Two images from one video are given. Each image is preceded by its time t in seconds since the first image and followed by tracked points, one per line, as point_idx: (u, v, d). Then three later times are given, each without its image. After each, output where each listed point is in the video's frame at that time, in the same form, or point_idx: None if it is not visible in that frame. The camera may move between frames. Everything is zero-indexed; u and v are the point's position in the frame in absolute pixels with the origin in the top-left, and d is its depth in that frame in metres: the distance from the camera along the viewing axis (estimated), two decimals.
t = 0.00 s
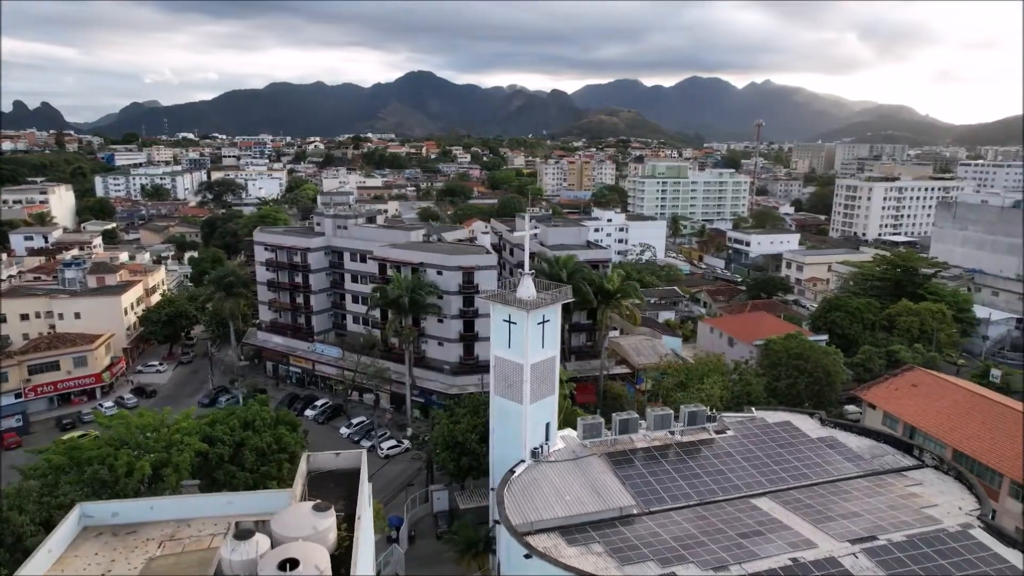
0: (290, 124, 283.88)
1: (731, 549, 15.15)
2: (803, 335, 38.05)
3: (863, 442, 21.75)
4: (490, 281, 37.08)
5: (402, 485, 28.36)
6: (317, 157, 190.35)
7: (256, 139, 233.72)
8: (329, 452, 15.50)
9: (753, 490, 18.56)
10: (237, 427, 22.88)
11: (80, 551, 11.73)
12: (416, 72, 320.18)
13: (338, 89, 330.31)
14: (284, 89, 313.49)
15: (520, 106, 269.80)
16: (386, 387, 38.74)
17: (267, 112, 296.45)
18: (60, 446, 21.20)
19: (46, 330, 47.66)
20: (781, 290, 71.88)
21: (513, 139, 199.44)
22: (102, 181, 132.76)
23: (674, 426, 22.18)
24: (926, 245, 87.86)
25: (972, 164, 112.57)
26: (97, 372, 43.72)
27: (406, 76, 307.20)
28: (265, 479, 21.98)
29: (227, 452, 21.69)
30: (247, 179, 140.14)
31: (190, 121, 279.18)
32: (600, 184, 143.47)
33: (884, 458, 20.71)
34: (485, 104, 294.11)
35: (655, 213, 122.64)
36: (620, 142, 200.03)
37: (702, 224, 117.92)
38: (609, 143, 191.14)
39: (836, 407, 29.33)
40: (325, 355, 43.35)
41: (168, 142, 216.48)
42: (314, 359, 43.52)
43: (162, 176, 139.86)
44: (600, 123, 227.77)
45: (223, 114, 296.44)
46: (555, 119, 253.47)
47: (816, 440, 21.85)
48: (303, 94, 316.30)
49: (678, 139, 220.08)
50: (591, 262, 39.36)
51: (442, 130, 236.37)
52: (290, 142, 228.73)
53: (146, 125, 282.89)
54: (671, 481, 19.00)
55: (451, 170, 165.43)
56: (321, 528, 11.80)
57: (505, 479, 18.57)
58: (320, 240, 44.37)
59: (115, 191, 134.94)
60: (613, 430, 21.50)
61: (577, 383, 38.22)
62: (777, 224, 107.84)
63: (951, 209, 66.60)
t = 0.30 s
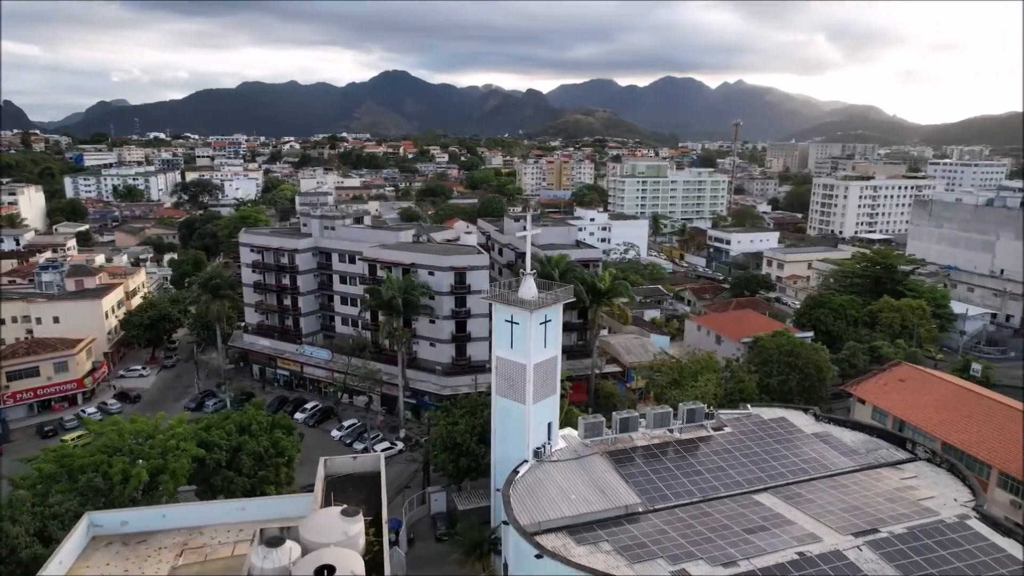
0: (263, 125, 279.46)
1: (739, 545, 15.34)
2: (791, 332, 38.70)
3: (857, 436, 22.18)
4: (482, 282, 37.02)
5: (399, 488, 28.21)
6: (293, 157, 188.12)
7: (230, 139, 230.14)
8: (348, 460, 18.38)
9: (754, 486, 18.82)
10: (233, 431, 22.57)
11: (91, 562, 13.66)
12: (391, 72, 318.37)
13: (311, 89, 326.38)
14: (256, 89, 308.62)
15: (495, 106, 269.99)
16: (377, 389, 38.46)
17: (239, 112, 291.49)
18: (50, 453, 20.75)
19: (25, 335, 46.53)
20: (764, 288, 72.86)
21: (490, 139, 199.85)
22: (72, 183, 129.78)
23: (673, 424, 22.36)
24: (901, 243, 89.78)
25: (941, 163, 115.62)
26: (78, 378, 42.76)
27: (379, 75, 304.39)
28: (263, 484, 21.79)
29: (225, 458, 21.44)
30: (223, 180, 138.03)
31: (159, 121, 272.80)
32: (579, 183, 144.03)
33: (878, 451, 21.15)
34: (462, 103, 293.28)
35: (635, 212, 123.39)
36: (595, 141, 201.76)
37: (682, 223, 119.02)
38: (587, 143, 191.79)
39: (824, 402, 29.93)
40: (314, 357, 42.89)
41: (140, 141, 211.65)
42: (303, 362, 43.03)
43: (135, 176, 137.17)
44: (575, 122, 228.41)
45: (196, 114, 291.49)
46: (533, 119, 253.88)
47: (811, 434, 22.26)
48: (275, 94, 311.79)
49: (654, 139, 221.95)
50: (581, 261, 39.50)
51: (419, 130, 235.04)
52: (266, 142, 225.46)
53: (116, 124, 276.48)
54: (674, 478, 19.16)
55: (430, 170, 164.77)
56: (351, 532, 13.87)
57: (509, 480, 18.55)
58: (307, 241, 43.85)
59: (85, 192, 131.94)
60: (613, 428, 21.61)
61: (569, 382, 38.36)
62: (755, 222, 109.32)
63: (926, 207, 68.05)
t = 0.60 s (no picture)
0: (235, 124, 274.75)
1: (746, 540, 15.55)
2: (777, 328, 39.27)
3: (851, 431, 22.61)
4: (474, 282, 37.00)
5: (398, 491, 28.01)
6: (268, 157, 185.50)
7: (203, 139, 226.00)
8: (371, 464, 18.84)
9: (754, 482, 19.08)
10: (229, 436, 22.25)
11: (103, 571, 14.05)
12: (367, 72, 315.80)
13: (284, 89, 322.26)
14: (227, 87, 303.04)
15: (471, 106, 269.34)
16: (369, 391, 38.17)
17: (209, 111, 285.83)
18: (38, 462, 20.10)
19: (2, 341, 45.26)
20: (747, 285, 73.78)
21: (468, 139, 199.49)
22: (40, 184, 126.38)
23: (672, 421, 22.57)
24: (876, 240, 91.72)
25: (912, 162, 118.39)
26: (59, 385, 41.75)
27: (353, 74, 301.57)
28: (261, 489, 21.51)
29: (222, 463, 21.13)
30: (198, 180, 135.56)
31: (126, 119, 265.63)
32: (558, 183, 144.41)
33: (872, 445, 21.58)
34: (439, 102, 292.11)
35: (615, 211, 124.11)
36: (571, 141, 202.85)
37: (662, 222, 120.03)
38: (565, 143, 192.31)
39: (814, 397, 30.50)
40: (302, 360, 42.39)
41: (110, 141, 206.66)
42: (291, 364, 42.51)
43: (105, 177, 134.05)
44: (551, 122, 228.70)
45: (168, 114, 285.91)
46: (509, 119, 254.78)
47: (806, 430, 22.65)
48: (247, 93, 306.68)
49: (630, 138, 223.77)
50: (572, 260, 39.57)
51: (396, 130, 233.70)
52: (241, 142, 221.86)
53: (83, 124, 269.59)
54: (675, 475, 19.33)
55: (407, 170, 163.86)
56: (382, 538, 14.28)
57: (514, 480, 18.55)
58: (295, 242, 43.31)
59: (53, 193, 128.53)
60: (613, 427, 21.72)
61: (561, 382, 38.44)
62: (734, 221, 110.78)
63: (902, 205, 69.50)
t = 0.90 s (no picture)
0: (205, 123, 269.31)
1: (752, 536, 15.79)
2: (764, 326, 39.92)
3: (844, 426, 23.04)
4: (465, 283, 36.95)
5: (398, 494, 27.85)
6: (241, 157, 182.82)
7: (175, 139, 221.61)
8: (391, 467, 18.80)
9: (753, 478, 19.36)
10: (225, 441, 21.90)
11: None
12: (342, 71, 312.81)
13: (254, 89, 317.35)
14: (196, 86, 296.84)
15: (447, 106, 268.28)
16: (360, 393, 37.85)
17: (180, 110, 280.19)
18: (27, 472, 19.47)
19: None
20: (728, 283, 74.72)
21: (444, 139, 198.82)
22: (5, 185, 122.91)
23: (670, 420, 22.77)
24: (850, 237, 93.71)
25: (882, 161, 121.23)
26: (38, 392, 40.75)
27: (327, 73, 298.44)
28: (259, 494, 21.27)
29: (219, 468, 20.83)
30: (172, 180, 132.95)
31: (91, 118, 258.46)
32: (536, 182, 144.59)
33: (865, 439, 22.04)
34: (415, 102, 290.48)
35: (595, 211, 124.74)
36: (548, 140, 203.31)
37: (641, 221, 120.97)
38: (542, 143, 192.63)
39: (803, 393, 31.09)
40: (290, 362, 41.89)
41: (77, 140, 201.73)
42: (279, 367, 41.98)
43: (74, 177, 130.82)
44: (526, 122, 228.95)
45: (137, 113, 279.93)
46: (482, 118, 254.43)
47: (800, 425, 23.04)
48: (217, 92, 300.92)
49: (607, 138, 225.23)
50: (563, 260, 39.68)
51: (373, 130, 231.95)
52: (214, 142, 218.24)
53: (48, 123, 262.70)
54: (676, 473, 19.51)
55: (383, 170, 162.83)
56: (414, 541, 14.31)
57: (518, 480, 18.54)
58: (282, 244, 42.74)
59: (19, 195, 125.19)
60: (613, 425, 21.85)
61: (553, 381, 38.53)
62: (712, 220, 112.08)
63: (878, 203, 70.85)
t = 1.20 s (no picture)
0: (175, 123, 263.98)
1: (758, 531, 16.03)
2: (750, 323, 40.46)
3: (836, 421, 23.45)
4: (457, 284, 36.84)
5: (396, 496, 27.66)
6: (215, 158, 179.88)
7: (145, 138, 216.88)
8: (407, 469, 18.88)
9: (753, 474, 19.61)
10: (221, 446, 21.55)
11: None
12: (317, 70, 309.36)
13: (226, 88, 311.72)
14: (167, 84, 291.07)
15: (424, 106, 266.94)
16: (351, 395, 37.52)
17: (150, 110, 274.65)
18: (14, 481, 18.77)
19: None
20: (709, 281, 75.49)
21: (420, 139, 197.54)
22: None
23: (668, 418, 22.96)
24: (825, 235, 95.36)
25: (854, 160, 123.56)
26: (17, 398, 39.61)
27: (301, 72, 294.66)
28: (258, 500, 21.03)
29: (216, 475, 20.50)
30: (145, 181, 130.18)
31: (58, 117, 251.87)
32: (514, 182, 144.49)
33: (858, 434, 22.47)
34: (391, 101, 288.41)
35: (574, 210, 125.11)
36: (524, 140, 203.31)
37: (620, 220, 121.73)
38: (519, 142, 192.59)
39: (793, 389, 31.56)
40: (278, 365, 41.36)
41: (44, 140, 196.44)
42: (266, 370, 41.41)
43: (41, 178, 127.38)
44: (501, 122, 228.65)
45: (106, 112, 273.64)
46: (458, 118, 253.86)
47: (795, 421, 23.38)
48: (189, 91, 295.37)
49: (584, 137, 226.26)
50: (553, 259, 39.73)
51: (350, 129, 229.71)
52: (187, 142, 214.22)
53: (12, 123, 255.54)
54: (677, 470, 19.69)
55: (359, 170, 161.41)
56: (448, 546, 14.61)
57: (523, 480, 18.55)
58: (268, 245, 42.11)
59: None
60: (612, 424, 21.98)
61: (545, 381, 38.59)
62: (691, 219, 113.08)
63: (855, 202, 72.15)
